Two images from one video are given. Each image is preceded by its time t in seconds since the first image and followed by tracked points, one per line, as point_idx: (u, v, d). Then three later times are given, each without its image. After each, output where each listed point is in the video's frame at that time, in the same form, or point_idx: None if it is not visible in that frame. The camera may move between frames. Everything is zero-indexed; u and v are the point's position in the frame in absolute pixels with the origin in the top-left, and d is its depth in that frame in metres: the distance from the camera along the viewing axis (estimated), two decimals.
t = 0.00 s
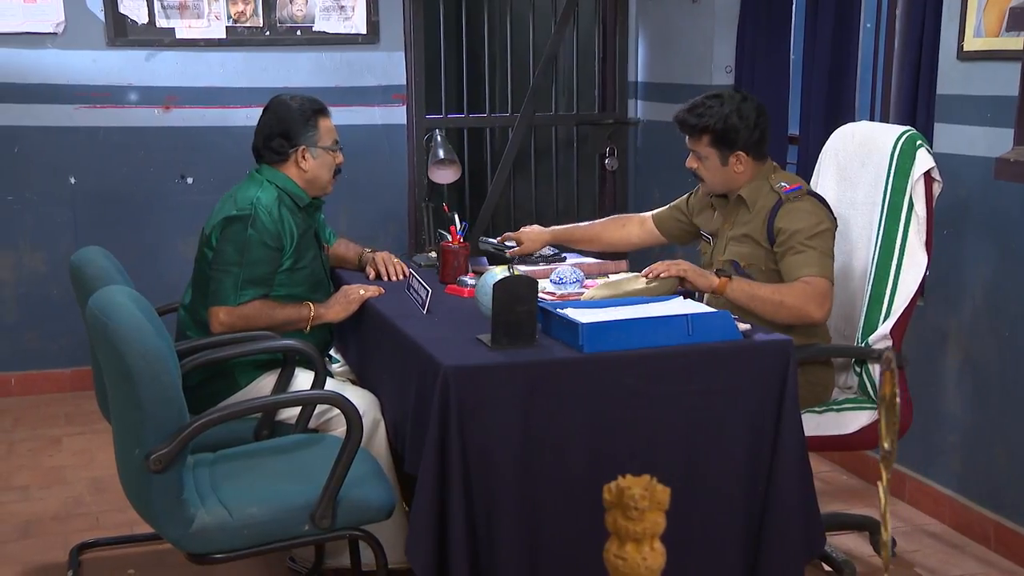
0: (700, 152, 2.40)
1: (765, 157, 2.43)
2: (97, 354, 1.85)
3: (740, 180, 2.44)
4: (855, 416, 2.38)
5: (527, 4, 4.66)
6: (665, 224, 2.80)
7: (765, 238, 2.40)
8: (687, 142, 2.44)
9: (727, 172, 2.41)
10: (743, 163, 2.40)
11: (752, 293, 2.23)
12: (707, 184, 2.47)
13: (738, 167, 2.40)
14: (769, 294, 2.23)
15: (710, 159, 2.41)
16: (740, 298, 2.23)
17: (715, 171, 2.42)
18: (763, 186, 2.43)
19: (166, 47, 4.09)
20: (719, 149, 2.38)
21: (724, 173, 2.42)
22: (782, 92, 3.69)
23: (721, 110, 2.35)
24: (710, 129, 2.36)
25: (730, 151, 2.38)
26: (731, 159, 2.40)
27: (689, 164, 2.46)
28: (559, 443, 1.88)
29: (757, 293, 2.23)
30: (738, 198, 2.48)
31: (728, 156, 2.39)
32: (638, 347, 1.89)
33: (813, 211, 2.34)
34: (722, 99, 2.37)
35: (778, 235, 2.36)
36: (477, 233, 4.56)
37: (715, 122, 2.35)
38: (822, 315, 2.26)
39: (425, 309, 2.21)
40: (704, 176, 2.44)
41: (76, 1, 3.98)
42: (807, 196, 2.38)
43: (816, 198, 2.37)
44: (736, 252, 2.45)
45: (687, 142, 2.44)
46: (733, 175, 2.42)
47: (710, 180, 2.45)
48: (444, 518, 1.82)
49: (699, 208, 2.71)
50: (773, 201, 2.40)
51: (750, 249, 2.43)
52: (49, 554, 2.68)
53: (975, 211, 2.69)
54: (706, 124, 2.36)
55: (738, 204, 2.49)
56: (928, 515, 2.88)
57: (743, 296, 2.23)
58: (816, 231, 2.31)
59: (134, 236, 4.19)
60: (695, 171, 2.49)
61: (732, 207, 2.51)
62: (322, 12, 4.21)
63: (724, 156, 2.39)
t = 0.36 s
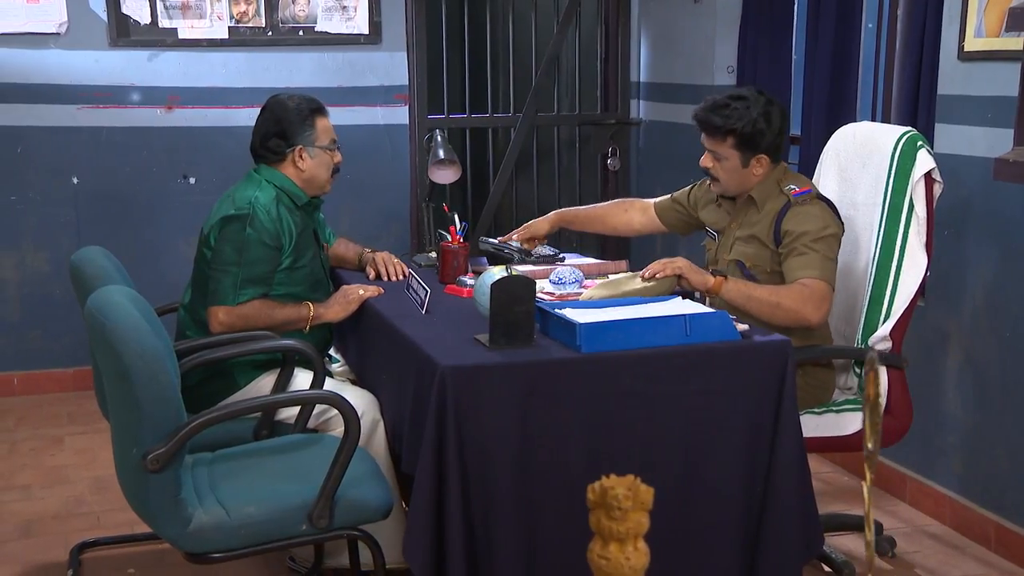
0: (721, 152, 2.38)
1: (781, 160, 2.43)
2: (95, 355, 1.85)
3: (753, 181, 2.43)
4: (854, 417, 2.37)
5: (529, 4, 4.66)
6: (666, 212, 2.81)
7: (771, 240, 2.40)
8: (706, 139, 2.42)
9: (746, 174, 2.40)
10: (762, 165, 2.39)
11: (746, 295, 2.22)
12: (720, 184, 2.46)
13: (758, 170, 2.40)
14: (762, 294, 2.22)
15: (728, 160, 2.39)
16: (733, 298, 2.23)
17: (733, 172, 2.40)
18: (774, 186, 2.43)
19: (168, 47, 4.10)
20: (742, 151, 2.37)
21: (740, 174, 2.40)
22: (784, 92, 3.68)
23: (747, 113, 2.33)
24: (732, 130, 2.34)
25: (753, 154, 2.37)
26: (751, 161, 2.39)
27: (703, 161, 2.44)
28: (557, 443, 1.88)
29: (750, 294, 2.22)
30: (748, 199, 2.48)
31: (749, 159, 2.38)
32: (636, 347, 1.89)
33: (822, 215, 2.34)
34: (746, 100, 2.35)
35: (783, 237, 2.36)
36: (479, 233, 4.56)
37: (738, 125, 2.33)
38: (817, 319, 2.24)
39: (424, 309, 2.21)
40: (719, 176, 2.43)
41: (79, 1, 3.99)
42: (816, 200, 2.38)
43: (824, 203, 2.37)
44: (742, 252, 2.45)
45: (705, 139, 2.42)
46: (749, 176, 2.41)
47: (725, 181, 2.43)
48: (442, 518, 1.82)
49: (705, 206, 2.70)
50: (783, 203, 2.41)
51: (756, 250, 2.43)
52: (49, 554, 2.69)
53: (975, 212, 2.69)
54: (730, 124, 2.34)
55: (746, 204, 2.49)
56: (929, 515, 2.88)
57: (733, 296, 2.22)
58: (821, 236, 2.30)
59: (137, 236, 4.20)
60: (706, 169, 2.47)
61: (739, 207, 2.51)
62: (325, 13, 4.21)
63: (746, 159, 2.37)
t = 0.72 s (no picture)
0: (721, 150, 2.38)
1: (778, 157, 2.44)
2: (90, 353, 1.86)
3: (753, 178, 2.44)
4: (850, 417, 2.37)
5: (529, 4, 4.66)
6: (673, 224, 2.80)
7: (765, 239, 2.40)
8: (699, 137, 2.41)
9: (747, 171, 2.41)
10: (764, 160, 2.41)
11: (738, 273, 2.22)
12: (718, 186, 2.45)
13: (758, 166, 2.41)
14: (751, 276, 2.22)
15: (729, 158, 2.39)
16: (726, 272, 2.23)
17: (735, 170, 2.40)
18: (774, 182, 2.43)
19: (169, 47, 4.10)
20: (743, 148, 2.38)
21: (741, 171, 2.41)
22: (783, 92, 3.68)
23: (746, 109, 2.35)
24: (731, 125, 2.35)
25: (754, 149, 2.38)
26: (751, 158, 2.40)
27: (702, 163, 2.44)
28: (553, 443, 1.88)
29: (739, 274, 2.22)
30: (745, 198, 2.48)
31: (750, 155, 2.39)
32: (631, 348, 1.90)
33: (815, 210, 2.32)
34: (742, 97, 2.38)
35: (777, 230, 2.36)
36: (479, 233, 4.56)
37: (735, 119, 2.34)
38: (801, 309, 2.23)
39: (420, 309, 2.21)
40: (720, 176, 2.42)
41: (79, 1, 4.00)
42: (810, 194, 2.37)
43: (818, 199, 2.35)
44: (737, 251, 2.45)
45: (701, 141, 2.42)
46: (749, 174, 2.42)
47: (725, 180, 2.43)
48: (437, 518, 1.82)
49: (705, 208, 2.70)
50: (776, 199, 2.41)
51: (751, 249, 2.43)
52: (47, 553, 2.69)
53: (973, 212, 2.68)
54: (727, 119, 2.35)
55: (743, 203, 2.49)
56: (927, 516, 2.88)
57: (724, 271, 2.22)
58: (814, 230, 2.29)
59: (137, 236, 4.20)
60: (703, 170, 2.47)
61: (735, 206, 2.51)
62: (325, 13, 4.21)
63: (746, 155, 2.38)
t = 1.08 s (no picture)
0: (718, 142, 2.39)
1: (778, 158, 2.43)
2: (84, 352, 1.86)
3: (749, 176, 2.44)
4: (847, 418, 2.37)
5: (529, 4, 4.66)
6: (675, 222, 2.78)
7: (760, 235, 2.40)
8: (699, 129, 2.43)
9: (741, 166, 2.41)
10: (757, 158, 2.41)
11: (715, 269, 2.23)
12: (714, 179, 2.46)
13: (753, 163, 2.41)
14: (728, 270, 2.23)
15: (723, 151, 2.40)
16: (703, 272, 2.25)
17: (728, 164, 2.41)
18: (771, 180, 2.43)
19: (169, 47, 4.10)
20: (738, 142, 2.38)
21: (735, 166, 2.41)
22: (782, 93, 3.68)
23: (745, 104, 2.36)
24: (728, 118, 2.36)
25: (749, 145, 2.38)
26: (747, 154, 2.40)
27: (700, 154, 2.45)
28: (547, 443, 1.88)
29: (717, 267, 2.23)
30: (742, 195, 2.48)
31: (745, 151, 2.39)
32: (626, 348, 1.89)
33: (807, 209, 2.32)
34: (747, 92, 2.39)
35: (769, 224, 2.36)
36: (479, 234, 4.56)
37: (734, 113, 2.35)
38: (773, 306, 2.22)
39: (417, 308, 2.21)
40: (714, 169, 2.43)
41: (79, 1, 4.00)
42: (805, 191, 2.36)
43: (814, 197, 2.34)
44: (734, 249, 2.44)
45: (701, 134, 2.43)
46: (744, 170, 2.43)
47: (720, 174, 2.43)
48: (431, 518, 1.82)
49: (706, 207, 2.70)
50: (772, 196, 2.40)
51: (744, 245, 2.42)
52: (45, 553, 2.69)
53: (971, 213, 2.68)
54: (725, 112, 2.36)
55: (740, 201, 2.48)
56: (925, 516, 2.88)
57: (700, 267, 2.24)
58: (803, 228, 2.29)
59: (137, 236, 4.20)
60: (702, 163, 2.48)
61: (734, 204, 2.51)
62: (325, 13, 4.21)
63: (741, 150, 2.39)
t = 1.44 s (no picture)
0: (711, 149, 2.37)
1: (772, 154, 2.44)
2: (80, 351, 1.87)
3: (745, 176, 2.43)
4: (844, 418, 2.37)
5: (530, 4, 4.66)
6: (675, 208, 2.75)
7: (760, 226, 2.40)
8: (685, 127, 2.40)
9: (738, 168, 2.40)
10: (754, 159, 2.40)
11: (704, 178, 2.11)
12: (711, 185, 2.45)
13: (749, 164, 2.40)
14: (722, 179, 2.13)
15: (719, 157, 2.38)
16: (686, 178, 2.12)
17: (725, 168, 2.39)
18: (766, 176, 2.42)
19: (169, 47, 4.11)
20: (733, 146, 2.37)
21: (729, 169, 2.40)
22: (782, 93, 3.68)
23: (733, 107, 2.34)
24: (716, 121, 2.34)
25: (742, 146, 2.37)
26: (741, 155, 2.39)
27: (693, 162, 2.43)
28: (542, 444, 1.88)
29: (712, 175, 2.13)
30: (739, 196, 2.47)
31: (739, 153, 2.38)
32: (621, 348, 1.90)
33: (797, 185, 2.35)
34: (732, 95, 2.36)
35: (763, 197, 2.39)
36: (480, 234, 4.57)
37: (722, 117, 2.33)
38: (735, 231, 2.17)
39: (413, 308, 2.22)
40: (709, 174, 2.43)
41: (80, 1, 4.01)
42: (797, 177, 2.39)
43: (805, 181, 2.38)
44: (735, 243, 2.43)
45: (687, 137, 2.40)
46: (740, 171, 2.42)
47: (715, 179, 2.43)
48: (426, 517, 1.82)
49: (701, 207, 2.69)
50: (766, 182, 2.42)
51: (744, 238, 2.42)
52: (44, 552, 2.70)
53: (970, 213, 2.67)
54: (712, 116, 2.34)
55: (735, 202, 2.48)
56: (924, 516, 2.87)
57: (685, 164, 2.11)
58: (797, 197, 2.32)
59: (138, 236, 4.21)
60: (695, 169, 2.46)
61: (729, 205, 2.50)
62: (326, 13, 4.21)
63: (736, 153, 2.38)
